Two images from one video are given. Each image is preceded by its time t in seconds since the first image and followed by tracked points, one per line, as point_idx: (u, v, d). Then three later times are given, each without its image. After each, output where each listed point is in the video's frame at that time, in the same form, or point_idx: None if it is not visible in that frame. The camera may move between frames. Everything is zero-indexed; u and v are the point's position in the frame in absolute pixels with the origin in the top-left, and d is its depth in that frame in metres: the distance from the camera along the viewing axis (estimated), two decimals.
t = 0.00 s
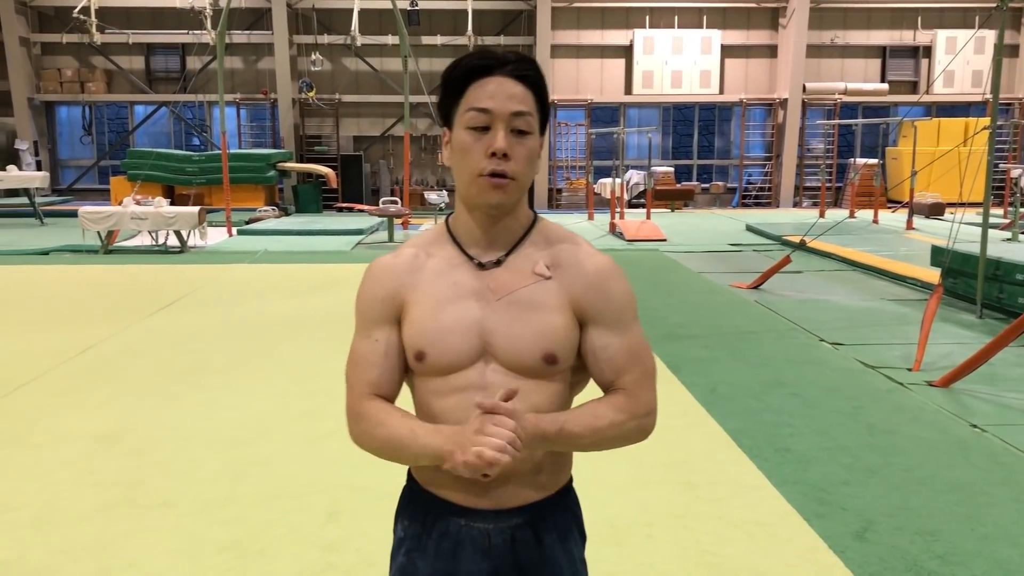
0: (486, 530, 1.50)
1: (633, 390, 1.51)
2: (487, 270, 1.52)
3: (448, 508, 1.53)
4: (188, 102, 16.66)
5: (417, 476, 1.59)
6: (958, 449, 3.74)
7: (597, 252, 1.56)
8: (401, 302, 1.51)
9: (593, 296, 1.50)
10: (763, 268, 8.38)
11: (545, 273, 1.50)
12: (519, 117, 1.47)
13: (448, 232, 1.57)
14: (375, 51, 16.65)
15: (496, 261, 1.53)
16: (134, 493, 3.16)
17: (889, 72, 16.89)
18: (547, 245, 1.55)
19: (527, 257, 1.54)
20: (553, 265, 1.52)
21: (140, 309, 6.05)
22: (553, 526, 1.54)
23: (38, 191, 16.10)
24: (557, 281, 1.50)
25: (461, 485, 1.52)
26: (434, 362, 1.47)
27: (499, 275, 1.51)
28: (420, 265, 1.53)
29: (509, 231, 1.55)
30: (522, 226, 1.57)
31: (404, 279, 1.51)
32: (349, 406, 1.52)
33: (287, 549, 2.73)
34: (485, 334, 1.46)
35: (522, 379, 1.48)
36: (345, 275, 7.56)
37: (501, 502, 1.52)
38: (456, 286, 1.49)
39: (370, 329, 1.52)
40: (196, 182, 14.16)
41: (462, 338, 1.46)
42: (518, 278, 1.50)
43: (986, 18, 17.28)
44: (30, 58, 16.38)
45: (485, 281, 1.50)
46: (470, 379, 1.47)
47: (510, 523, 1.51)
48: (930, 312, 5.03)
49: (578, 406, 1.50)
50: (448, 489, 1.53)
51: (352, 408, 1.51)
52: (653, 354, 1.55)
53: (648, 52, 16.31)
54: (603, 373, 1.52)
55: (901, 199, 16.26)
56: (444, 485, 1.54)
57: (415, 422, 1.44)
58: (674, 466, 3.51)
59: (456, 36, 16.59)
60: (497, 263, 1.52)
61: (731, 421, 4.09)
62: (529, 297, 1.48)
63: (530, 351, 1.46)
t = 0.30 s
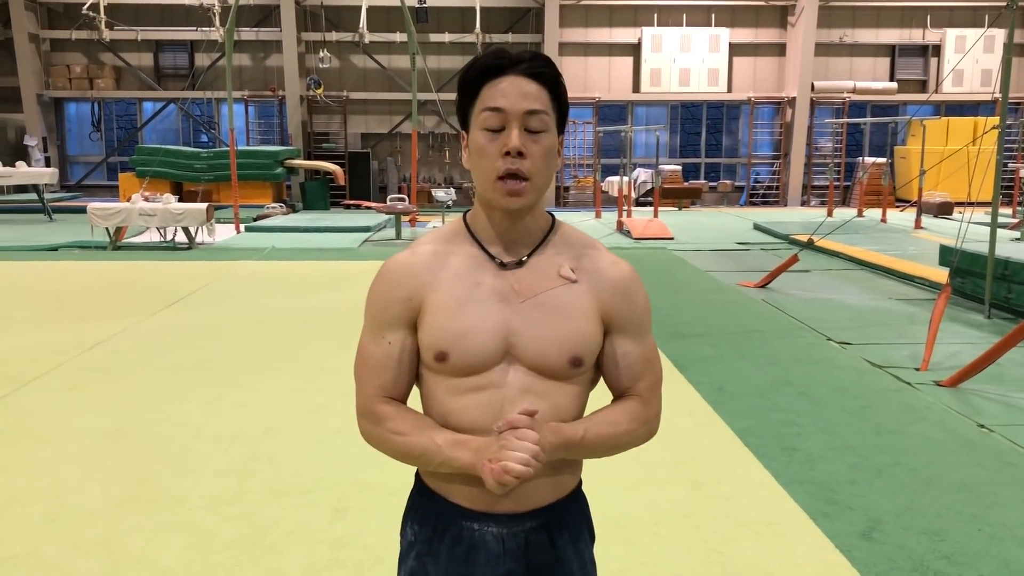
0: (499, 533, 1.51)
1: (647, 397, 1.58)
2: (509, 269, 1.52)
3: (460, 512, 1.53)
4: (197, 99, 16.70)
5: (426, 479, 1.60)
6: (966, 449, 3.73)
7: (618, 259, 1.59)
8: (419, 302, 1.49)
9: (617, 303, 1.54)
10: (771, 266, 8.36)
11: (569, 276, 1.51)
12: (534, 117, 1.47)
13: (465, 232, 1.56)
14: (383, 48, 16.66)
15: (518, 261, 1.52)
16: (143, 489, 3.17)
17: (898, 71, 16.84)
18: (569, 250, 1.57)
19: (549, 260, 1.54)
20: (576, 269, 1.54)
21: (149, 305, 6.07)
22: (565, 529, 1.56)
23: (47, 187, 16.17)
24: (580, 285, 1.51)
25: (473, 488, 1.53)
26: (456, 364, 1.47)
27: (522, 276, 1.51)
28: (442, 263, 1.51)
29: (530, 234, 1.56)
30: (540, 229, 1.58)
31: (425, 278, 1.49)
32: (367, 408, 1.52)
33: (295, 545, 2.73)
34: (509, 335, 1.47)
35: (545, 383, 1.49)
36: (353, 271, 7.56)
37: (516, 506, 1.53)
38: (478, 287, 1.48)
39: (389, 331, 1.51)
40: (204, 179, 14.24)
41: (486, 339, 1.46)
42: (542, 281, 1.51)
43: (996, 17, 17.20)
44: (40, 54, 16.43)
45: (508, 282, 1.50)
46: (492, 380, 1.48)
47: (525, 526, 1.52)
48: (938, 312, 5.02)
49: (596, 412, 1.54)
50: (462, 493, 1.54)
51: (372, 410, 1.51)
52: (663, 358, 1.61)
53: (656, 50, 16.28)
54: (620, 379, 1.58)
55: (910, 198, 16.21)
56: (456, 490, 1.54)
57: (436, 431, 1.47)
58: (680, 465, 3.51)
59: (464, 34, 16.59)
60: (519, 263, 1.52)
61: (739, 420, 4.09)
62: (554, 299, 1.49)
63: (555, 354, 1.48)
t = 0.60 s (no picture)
0: (514, 532, 1.51)
1: (651, 382, 1.61)
2: (517, 261, 1.52)
3: (471, 513, 1.53)
4: (200, 100, 16.72)
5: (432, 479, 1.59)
6: (970, 452, 3.72)
7: (617, 250, 1.63)
8: (432, 298, 1.46)
9: (623, 292, 1.57)
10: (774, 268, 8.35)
11: (578, 268, 1.53)
12: (540, 115, 1.47)
13: (467, 225, 1.55)
14: (386, 49, 16.69)
15: (525, 253, 1.53)
16: (146, 488, 3.16)
17: (902, 73, 16.82)
18: (572, 242, 1.59)
19: (554, 252, 1.56)
20: (582, 260, 1.56)
21: (153, 305, 6.07)
22: (574, 524, 1.59)
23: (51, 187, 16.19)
24: (590, 276, 1.53)
25: (484, 488, 1.52)
26: (473, 358, 1.45)
27: (531, 268, 1.51)
28: (451, 257, 1.48)
29: (533, 228, 1.57)
30: (540, 224, 1.59)
31: (438, 271, 1.46)
32: (378, 409, 1.44)
33: (297, 545, 2.73)
34: (523, 327, 1.46)
35: (558, 374, 1.50)
36: (356, 272, 7.56)
37: (529, 504, 1.54)
38: (492, 280, 1.47)
39: (401, 326, 1.45)
40: (207, 179, 14.23)
41: (503, 330, 1.45)
42: (552, 272, 1.51)
43: (1000, 20, 17.19)
44: (44, 54, 16.45)
45: (518, 275, 1.50)
46: (506, 372, 1.48)
47: (538, 523, 1.53)
48: (941, 314, 5.00)
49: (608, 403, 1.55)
50: (473, 493, 1.53)
51: (383, 412, 1.44)
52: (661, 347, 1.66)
53: (659, 51, 16.28)
54: (628, 367, 1.60)
55: (913, 201, 16.21)
56: (467, 490, 1.53)
57: (452, 427, 1.43)
58: (683, 466, 3.50)
59: (468, 35, 16.60)
60: (526, 255, 1.53)
61: (742, 422, 4.08)
62: (565, 288, 1.50)
63: (570, 344, 1.49)
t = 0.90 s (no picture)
0: (519, 538, 1.52)
1: (651, 394, 1.62)
2: (515, 277, 1.53)
3: (476, 520, 1.53)
4: (200, 104, 16.74)
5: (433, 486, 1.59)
6: (968, 458, 3.72)
7: (617, 261, 1.63)
8: (432, 316, 1.47)
9: (623, 305, 1.58)
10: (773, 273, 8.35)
11: (576, 280, 1.53)
12: (507, 127, 1.48)
13: (463, 241, 1.57)
14: (386, 54, 16.72)
15: (522, 268, 1.53)
16: (146, 493, 3.17)
17: (900, 79, 16.85)
18: (570, 254, 1.59)
19: (552, 266, 1.56)
20: (580, 273, 1.56)
21: (153, 309, 6.08)
22: (578, 527, 1.59)
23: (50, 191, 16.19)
24: (588, 288, 1.54)
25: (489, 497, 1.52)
26: (473, 375, 1.46)
27: (530, 283, 1.52)
28: (449, 274, 1.49)
29: (528, 241, 1.57)
30: (538, 235, 1.59)
31: (437, 289, 1.47)
32: (381, 427, 1.46)
33: (297, 550, 2.73)
34: (520, 342, 1.48)
35: (558, 388, 1.52)
36: (356, 277, 7.56)
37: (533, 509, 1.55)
38: (490, 297, 1.48)
39: (402, 345, 1.47)
40: (207, 183, 14.22)
41: (502, 347, 1.46)
42: (551, 287, 1.51)
43: (999, 27, 17.22)
44: (43, 59, 16.47)
45: (515, 289, 1.50)
46: (507, 387, 1.49)
47: (542, 527, 1.54)
48: (939, 320, 5.01)
49: (608, 416, 1.57)
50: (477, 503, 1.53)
51: (385, 430, 1.46)
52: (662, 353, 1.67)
53: (658, 57, 16.30)
54: (627, 379, 1.62)
55: (912, 206, 16.22)
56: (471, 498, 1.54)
57: (451, 449, 1.45)
58: (683, 472, 3.51)
59: (467, 40, 16.63)
60: (525, 270, 1.53)
61: (741, 427, 4.09)
62: (564, 304, 1.50)
63: (569, 358, 1.50)
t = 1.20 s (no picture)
0: (508, 547, 1.52)
1: (648, 410, 1.59)
2: (506, 288, 1.53)
3: (467, 527, 1.54)
4: (198, 110, 16.75)
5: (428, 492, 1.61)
6: (965, 464, 3.72)
7: (613, 270, 1.60)
8: (421, 327, 1.50)
9: (616, 316, 1.55)
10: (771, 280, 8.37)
11: (567, 291, 1.53)
12: (502, 134, 1.49)
13: (459, 252, 1.58)
14: (385, 60, 16.74)
15: (514, 278, 1.54)
16: (144, 499, 3.16)
17: (897, 86, 16.90)
18: (565, 264, 1.58)
19: (545, 276, 1.56)
20: (572, 283, 1.55)
21: (150, 315, 6.07)
22: (571, 539, 1.59)
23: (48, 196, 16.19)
24: (579, 299, 1.53)
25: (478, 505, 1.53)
26: (458, 385, 1.48)
27: (520, 294, 1.52)
28: (439, 285, 1.51)
29: (524, 249, 1.58)
30: (535, 243, 1.59)
31: (425, 301, 1.50)
32: (371, 434, 1.51)
33: (295, 557, 2.72)
34: (508, 353, 1.48)
35: (546, 400, 1.52)
36: (354, 283, 7.56)
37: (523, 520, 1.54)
38: (478, 308, 1.49)
39: (391, 355, 1.51)
40: (205, 189, 14.29)
41: (488, 359, 1.47)
42: (540, 298, 1.52)
43: (995, 35, 17.30)
44: (42, 64, 16.50)
45: (505, 300, 1.51)
46: (495, 398, 1.50)
47: (532, 538, 1.54)
48: (937, 327, 5.01)
49: (599, 430, 1.55)
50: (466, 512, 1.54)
51: (374, 436, 1.51)
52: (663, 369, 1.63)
53: (656, 64, 16.34)
54: (622, 392, 1.59)
55: (909, 213, 16.27)
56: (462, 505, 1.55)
57: (436, 458, 1.48)
58: (681, 479, 3.50)
59: (465, 46, 16.66)
60: (516, 280, 1.54)
61: (739, 434, 4.09)
62: (552, 315, 1.50)
63: (556, 370, 1.49)
